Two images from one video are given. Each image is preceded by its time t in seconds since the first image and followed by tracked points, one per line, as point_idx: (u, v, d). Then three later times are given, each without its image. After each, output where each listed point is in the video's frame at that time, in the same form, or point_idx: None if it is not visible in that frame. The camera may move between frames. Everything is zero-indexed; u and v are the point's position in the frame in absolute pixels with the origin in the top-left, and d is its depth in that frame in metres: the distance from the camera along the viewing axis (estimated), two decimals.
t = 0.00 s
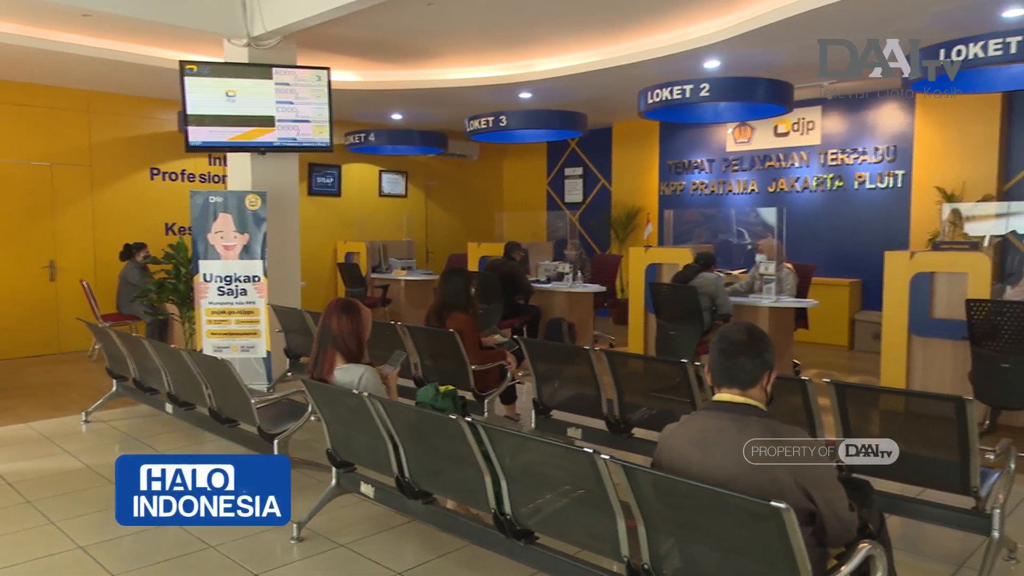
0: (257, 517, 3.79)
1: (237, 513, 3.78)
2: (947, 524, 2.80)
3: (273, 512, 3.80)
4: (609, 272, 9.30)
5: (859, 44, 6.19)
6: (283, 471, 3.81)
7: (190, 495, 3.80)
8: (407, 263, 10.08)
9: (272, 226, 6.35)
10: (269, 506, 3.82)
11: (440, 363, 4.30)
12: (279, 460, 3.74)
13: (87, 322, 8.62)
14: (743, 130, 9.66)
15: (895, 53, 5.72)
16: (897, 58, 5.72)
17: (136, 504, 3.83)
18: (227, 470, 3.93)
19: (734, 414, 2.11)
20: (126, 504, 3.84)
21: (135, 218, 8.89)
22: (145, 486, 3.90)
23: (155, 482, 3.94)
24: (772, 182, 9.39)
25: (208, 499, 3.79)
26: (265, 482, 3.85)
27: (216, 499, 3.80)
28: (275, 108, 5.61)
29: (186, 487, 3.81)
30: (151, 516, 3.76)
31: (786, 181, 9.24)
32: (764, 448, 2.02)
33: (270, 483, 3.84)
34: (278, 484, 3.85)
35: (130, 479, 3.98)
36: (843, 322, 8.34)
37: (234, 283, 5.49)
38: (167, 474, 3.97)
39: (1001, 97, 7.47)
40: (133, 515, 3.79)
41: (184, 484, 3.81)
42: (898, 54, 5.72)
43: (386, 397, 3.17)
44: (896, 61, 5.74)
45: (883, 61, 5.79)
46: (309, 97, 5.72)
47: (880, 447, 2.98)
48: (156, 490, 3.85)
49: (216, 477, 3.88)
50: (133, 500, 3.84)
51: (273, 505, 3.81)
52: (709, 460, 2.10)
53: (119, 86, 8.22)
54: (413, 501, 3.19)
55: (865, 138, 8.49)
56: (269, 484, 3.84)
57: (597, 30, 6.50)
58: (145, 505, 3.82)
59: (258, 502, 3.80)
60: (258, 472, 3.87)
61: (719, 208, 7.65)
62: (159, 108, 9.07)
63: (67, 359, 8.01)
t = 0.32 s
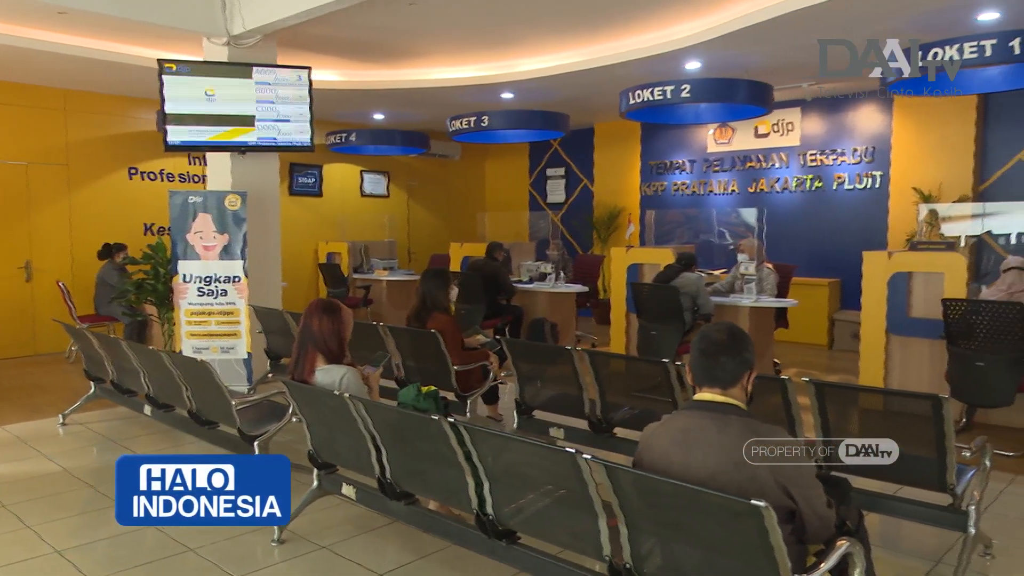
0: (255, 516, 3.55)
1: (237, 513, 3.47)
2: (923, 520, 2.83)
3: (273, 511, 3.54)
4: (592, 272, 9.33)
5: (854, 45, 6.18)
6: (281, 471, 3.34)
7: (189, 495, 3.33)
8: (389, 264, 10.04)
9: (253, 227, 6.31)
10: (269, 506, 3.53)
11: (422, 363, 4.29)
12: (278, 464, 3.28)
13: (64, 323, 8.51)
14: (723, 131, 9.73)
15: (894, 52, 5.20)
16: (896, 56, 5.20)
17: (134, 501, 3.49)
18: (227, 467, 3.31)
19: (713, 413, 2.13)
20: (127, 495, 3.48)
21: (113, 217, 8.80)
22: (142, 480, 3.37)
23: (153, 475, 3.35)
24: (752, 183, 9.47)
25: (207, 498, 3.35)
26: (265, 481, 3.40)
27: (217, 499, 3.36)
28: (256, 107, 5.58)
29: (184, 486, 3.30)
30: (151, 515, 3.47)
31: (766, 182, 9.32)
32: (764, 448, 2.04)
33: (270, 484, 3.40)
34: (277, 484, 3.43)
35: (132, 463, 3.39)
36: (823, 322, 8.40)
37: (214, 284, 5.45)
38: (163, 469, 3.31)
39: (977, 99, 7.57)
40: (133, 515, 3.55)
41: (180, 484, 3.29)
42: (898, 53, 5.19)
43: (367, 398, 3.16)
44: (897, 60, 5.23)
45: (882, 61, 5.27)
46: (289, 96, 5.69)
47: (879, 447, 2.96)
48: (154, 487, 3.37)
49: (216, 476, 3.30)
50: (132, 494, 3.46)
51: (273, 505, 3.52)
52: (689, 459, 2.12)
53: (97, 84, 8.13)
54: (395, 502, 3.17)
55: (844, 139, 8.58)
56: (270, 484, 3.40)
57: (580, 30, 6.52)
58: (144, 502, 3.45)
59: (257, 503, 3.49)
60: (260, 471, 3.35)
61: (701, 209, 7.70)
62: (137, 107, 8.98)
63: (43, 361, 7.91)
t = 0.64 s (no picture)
0: (255, 517, 3.18)
1: (238, 513, 3.06)
2: (901, 517, 2.86)
3: (273, 511, 3.20)
4: (576, 272, 9.36)
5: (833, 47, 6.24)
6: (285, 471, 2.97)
7: (190, 495, 2.93)
8: (372, 264, 10.01)
9: (234, 227, 6.27)
10: (270, 506, 3.18)
11: (405, 364, 4.28)
12: (279, 464, 2.90)
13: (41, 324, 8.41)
14: (705, 132, 9.78)
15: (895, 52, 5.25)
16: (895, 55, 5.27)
17: (132, 501, 3.05)
18: (228, 465, 2.94)
19: (694, 411, 2.14)
20: (122, 494, 3.06)
21: (93, 217, 8.71)
22: (139, 479, 2.96)
23: (151, 473, 2.95)
24: (734, 184, 9.53)
25: (208, 498, 2.95)
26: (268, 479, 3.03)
27: (217, 499, 2.94)
28: (236, 107, 5.54)
29: (184, 486, 2.93)
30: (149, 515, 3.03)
31: (748, 183, 9.39)
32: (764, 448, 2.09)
33: (273, 484, 3.02)
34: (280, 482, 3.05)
35: (128, 459, 2.97)
36: (804, 322, 8.48)
37: (194, 284, 5.41)
38: (162, 468, 2.92)
39: (954, 101, 7.67)
40: (130, 517, 3.12)
41: (180, 484, 2.92)
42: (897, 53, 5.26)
43: (349, 399, 3.14)
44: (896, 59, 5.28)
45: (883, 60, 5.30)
46: (270, 95, 5.65)
47: (880, 447, 2.94)
48: (153, 486, 2.97)
49: (217, 476, 2.92)
50: (129, 494, 3.02)
51: (273, 505, 3.17)
52: (671, 458, 2.13)
53: (75, 83, 8.04)
54: (378, 503, 3.16)
55: (824, 140, 8.66)
56: (274, 483, 3.02)
57: (562, 30, 6.53)
58: (143, 502, 3.03)
59: (258, 503, 3.12)
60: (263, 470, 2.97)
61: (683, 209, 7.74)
62: (116, 106, 8.89)
63: (20, 363, 7.82)
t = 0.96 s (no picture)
0: (255, 516, 3.11)
1: (238, 513, 3.04)
2: (881, 515, 2.89)
3: (273, 511, 3.10)
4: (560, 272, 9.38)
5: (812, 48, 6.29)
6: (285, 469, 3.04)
7: (189, 495, 2.91)
8: (355, 265, 9.98)
9: (215, 227, 6.22)
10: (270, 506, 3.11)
11: (389, 364, 4.27)
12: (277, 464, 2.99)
13: (19, 325, 8.31)
14: (688, 133, 9.83)
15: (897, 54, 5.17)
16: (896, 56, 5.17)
17: (133, 501, 2.98)
18: (228, 465, 2.91)
19: (676, 410, 2.16)
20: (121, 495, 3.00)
21: (72, 217, 8.62)
22: (140, 478, 2.93)
23: (151, 473, 2.92)
24: (716, 184, 9.59)
25: (208, 497, 2.93)
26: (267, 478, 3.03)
27: (217, 498, 2.93)
28: (218, 106, 5.51)
29: (184, 486, 2.91)
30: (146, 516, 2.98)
31: (730, 183, 9.45)
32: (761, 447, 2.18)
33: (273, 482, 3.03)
34: (279, 481, 3.05)
35: (129, 458, 2.94)
36: (786, 321, 8.54)
37: (175, 285, 5.37)
38: (162, 467, 2.90)
39: (933, 104, 7.75)
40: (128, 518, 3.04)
41: (180, 484, 2.89)
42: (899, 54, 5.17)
43: (333, 400, 3.13)
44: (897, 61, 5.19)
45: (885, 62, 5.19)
46: (253, 95, 5.62)
47: (880, 447, 2.93)
48: (153, 486, 2.94)
49: (216, 476, 2.90)
50: (129, 493, 2.97)
51: (273, 505, 3.09)
52: (653, 457, 2.14)
53: (53, 82, 7.95)
54: (361, 504, 3.14)
55: (805, 141, 8.74)
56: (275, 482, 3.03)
57: (546, 31, 6.54)
58: (142, 503, 2.98)
59: (258, 502, 3.06)
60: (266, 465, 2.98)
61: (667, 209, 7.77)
62: (96, 105, 8.80)
63: None
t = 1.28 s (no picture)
0: (256, 517, 3.06)
1: (238, 513, 3.06)
2: (863, 512, 2.91)
3: (273, 511, 3.03)
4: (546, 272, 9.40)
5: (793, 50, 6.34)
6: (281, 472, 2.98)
7: (190, 495, 2.96)
8: (339, 265, 9.95)
9: (197, 228, 6.17)
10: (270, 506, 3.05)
11: (373, 365, 4.25)
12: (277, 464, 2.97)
13: None
14: (672, 133, 9.88)
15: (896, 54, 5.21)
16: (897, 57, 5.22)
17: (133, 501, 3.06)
18: (228, 466, 2.93)
19: (658, 410, 2.17)
20: (121, 495, 3.07)
21: (52, 217, 8.52)
22: (140, 478, 3.00)
23: (151, 473, 2.97)
24: (700, 185, 9.65)
25: (208, 498, 2.98)
26: (268, 477, 3.00)
27: (218, 499, 2.97)
28: (200, 105, 5.47)
29: (185, 486, 2.95)
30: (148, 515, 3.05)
31: (713, 183, 9.51)
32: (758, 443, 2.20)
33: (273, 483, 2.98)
34: (281, 480, 3.01)
35: (129, 458, 3.03)
36: (769, 320, 8.60)
37: (157, 286, 5.32)
38: (162, 468, 2.94)
39: (912, 106, 7.84)
40: (129, 517, 3.12)
41: (180, 484, 2.94)
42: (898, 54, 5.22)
43: (316, 401, 3.11)
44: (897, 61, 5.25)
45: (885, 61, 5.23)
46: (235, 95, 5.59)
47: (881, 447, 2.91)
48: (153, 486, 2.99)
49: (217, 475, 2.93)
50: (130, 493, 3.05)
51: (273, 505, 3.02)
52: (637, 457, 2.14)
53: (32, 80, 7.85)
54: (345, 506, 3.13)
55: (788, 142, 8.80)
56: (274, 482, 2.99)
57: (530, 31, 6.56)
58: (142, 503, 3.05)
59: (257, 502, 3.03)
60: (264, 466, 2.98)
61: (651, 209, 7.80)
62: (76, 104, 8.71)
63: None
